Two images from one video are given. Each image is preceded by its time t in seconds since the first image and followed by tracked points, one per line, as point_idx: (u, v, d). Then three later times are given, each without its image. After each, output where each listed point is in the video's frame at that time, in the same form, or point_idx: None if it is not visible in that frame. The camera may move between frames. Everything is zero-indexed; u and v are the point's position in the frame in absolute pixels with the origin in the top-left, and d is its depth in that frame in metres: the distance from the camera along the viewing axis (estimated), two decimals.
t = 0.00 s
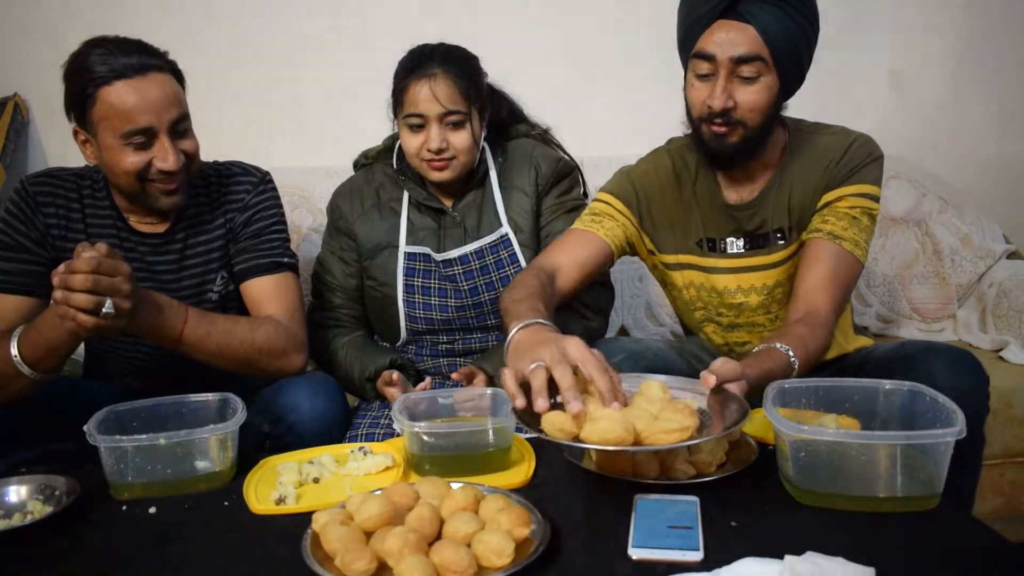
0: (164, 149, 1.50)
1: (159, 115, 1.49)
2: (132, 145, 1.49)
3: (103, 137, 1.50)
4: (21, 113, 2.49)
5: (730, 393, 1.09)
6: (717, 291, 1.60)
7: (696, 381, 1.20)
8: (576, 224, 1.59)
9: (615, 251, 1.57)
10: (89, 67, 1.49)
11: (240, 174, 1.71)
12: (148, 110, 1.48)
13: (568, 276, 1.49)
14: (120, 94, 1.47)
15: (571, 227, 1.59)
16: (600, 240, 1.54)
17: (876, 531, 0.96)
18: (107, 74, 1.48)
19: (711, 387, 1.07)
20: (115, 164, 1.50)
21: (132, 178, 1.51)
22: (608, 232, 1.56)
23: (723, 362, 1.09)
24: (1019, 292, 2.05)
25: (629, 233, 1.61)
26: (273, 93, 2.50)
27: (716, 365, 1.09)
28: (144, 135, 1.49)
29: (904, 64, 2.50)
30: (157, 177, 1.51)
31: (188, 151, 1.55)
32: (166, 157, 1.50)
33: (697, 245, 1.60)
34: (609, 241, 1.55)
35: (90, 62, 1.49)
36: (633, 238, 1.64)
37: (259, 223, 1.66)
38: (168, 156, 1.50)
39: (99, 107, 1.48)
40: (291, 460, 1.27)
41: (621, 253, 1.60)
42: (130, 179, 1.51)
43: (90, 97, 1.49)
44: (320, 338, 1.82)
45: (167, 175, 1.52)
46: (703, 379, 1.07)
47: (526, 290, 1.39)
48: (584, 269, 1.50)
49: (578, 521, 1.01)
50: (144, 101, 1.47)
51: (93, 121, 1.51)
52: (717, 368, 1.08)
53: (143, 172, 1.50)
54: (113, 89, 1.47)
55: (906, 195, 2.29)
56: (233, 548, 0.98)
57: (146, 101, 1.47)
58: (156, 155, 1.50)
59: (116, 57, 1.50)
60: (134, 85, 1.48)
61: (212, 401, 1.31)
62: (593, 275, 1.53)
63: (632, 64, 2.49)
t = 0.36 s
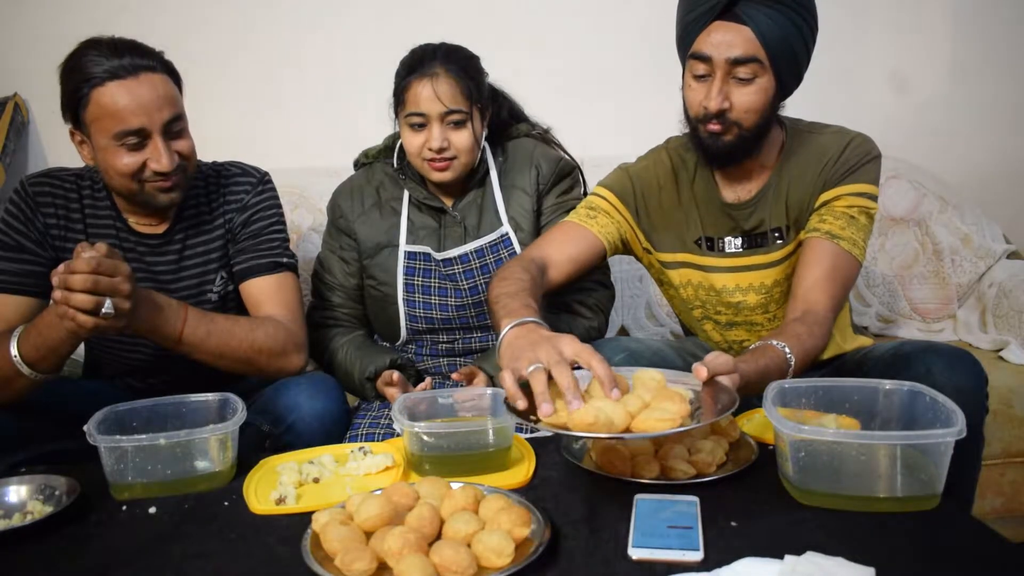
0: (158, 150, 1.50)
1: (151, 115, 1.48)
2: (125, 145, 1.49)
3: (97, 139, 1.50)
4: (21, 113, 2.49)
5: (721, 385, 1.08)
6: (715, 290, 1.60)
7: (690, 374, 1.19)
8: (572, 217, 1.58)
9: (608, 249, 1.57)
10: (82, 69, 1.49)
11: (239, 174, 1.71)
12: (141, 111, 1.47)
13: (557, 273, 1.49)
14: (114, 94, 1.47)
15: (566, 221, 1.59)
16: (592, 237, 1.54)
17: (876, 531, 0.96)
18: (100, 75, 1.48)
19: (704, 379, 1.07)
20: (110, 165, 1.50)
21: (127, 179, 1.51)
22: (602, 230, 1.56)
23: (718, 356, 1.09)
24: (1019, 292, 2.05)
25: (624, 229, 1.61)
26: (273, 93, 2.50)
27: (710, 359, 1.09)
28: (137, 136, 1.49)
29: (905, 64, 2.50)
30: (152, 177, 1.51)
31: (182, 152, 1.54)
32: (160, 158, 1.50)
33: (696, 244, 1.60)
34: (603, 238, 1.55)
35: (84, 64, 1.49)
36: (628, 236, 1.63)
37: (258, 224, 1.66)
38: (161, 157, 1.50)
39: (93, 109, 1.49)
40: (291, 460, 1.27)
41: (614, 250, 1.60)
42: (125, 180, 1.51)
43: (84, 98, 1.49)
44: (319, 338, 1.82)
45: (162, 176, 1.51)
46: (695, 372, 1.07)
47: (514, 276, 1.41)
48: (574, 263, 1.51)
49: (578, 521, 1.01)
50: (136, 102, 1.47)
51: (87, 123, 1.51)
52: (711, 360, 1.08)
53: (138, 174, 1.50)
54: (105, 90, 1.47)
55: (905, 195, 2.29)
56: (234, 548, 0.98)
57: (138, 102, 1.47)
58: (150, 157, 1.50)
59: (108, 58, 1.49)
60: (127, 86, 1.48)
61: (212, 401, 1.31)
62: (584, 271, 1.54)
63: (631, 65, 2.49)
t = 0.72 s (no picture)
0: (172, 141, 1.51)
1: (165, 107, 1.49)
2: (140, 138, 1.49)
3: (109, 134, 1.50)
4: (21, 113, 2.48)
5: (709, 390, 1.08)
6: (714, 291, 1.60)
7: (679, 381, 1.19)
8: (575, 220, 1.59)
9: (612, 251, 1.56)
10: (88, 67, 1.49)
11: (240, 175, 1.71)
12: (155, 104, 1.48)
13: (563, 277, 1.47)
14: (126, 89, 1.48)
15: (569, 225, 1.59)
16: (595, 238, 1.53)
17: (876, 531, 0.96)
18: (108, 72, 1.48)
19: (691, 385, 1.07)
20: (121, 161, 1.50)
21: (140, 175, 1.51)
22: (607, 232, 1.55)
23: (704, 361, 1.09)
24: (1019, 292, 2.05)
25: (627, 232, 1.61)
26: (273, 93, 2.50)
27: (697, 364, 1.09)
28: (152, 129, 1.49)
29: (904, 64, 2.50)
30: (166, 171, 1.52)
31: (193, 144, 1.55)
32: (175, 150, 1.51)
33: (695, 245, 1.60)
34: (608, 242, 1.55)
35: (90, 62, 1.49)
36: (631, 237, 1.62)
37: (258, 224, 1.66)
38: (176, 149, 1.51)
39: (104, 105, 1.49)
40: (290, 460, 1.27)
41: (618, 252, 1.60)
42: (138, 175, 1.50)
43: (94, 95, 1.49)
44: (319, 338, 1.82)
45: (176, 168, 1.52)
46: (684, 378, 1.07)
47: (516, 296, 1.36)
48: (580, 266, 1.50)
49: (578, 521, 1.01)
50: (148, 96, 1.48)
51: (98, 121, 1.51)
52: (699, 365, 1.08)
53: (152, 168, 1.50)
54: (117, 86, 1.48)
55: (905, 195, 2.30)
56: (234, 548, 0.98)
57: (151, 96, 1.48)
58: (165, 150, 1.51)
59: (116, 54, 1.49)
60: (139, 81, 1.48)
61: (212, 401, 1.31)
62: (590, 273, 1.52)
63: (631, 65, 2.49)
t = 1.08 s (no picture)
0: (168, 148, 1.51)
1: (160, 113, 1.49)
2: (135, 147, 1.49)
3: (104, 143, 1.50)
4: (21, 113, 2.48)
5: (727, 394, 1.09)
6: (720, 295, 1.60)
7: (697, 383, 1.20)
8: (590, 231, 1.54)
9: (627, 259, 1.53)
10: (79, 76, 1.49)
11: (238, 176, 1.71)
12: (149, 111, 1.48)
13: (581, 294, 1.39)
14: (119, 98, 1.47)
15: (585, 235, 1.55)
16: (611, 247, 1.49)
17: (876, 532, 0.96)
18: (100, 81, 1.48)
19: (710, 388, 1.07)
20: (119, 169, 1.50)
21: (137, 181, 1.51)
22: (624, 239, 1.52)
23: (721, 361, 1.09)
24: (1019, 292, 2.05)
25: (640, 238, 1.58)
26: (273, 93, 2.50)
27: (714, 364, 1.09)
28: (147, 136, 1.49)
29: (904, 64, 2.50)
30: (163, 177, 1.52)
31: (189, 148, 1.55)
32: (171, 155, 1.51)
33: (700, 249, 1.60)
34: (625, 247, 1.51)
35: (81, 71, 1.48)
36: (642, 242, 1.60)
37: (256, 224, 1.66)
38: (172, 154, 1.51)
39: (98, 115, 1.48)
40: (290, 460, 1.27)
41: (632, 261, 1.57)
42: (135, 182, 1.51)
43: (88, 105, 1.49)
44: (320, 339, 1.82)
45: (173, 174, 1.52)
46: (702, 380, 1.07)
47: (534, 298, 1.31)
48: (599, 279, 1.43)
49: (578, 521, 1.01)
50: (141, 102, 1.48)
51: (92, 129, 1.51)
52: (716, 368, 1.08)
53: (149, 174, 1.50)
54: (110, 94, 1.47)
55: (905, 196, 2.30)
56: (234, 548, 0.98)
57: (145, 102, 1.48)
58: (160, 156, 1.50)
59: (107, 61, 1.49)
60: (132, 88, 1.48)
61: (212, 401, 1.31)
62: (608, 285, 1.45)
63: (631, 66, 2.49)
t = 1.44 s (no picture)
0: (177, 154, 1.52)
1: (170, 122, 1.50)
2: (144, 154, 1.49)
3: (111, 149, 1.49)
4: (21, 113, 2.48)
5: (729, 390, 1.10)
6: (720, 292, 1.60)
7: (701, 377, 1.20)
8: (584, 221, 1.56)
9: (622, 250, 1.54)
10: (85, 80, 1.48)
11: (235, 176, 1.71)
12: (158, 118, 1.48)
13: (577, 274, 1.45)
14: (128, 105, 1.47)
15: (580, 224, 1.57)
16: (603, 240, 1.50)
17: (875, 532, 0.96)
18: (107, 87, 1.47)
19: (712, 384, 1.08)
20: (126, 174, 1.50)
21: (144, 187, 1.51)
22: (618, 231, 1.54)
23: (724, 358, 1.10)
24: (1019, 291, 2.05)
25: (636, 230, 1.59)
26: (273, 93, 2.50)
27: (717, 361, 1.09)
28: (156, 143, 1.50)
29: (905, 64, 2.50)
30: (170, 183, 1.52)
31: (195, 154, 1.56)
32: (179, 162, 1.51)
33: (701, 245, 1.60)
34: (619, 239, 1.53)
35: (88, 76, 1.47)
36: (639, 237, 1.62)
37: (254, 225, 1.66)
38: (180, 161, 1.51)
39: (105, 120, 1.48)
40: (290, 460, 1.27)
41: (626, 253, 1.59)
42: (142, 188, 1.51)
43: (95, 111, 1.48)
44: (320, 338, 1.82)
45: (179, 180, 1.53)
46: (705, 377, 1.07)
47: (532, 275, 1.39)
48: (590, 264, 1.48)
49: (578, 521, 1.01)
50: (150, 109, 1.48)
51: (99, 136, 1.50)
52: (719, 365, 1.09)
53: (156, 181, 1.51)
54: (118, 100, 1.47)
55: (905, 195, 2.30)
56: (234, 548, 0.98)
57: (155, 109, 1.48)
58: (168, 162, 1.51)
59: (115, 67, 1.48)
60: (142, 95, 1.47)
61: (212, 400, 1.31)
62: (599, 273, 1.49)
63: (631, 66, 2.49)
